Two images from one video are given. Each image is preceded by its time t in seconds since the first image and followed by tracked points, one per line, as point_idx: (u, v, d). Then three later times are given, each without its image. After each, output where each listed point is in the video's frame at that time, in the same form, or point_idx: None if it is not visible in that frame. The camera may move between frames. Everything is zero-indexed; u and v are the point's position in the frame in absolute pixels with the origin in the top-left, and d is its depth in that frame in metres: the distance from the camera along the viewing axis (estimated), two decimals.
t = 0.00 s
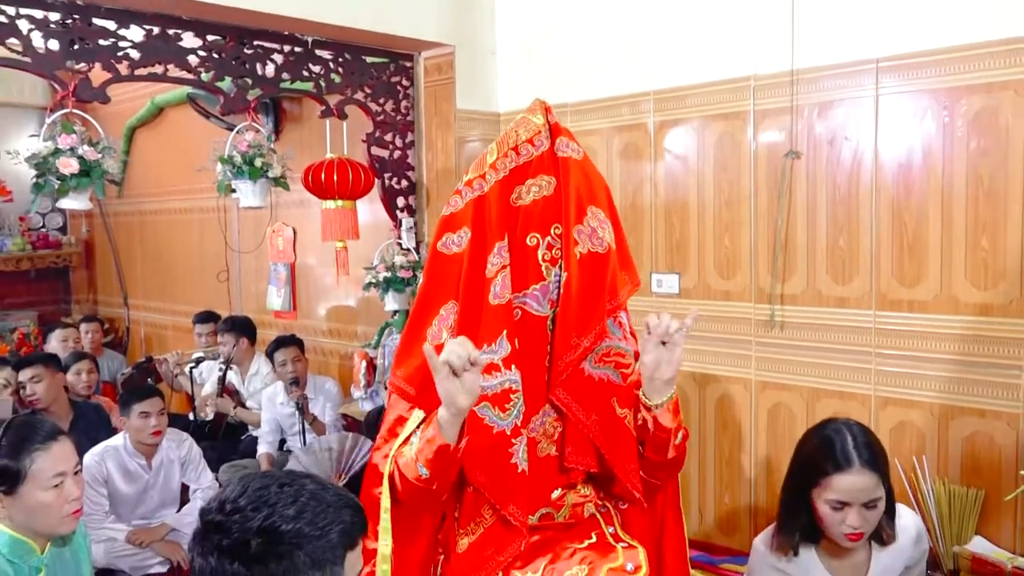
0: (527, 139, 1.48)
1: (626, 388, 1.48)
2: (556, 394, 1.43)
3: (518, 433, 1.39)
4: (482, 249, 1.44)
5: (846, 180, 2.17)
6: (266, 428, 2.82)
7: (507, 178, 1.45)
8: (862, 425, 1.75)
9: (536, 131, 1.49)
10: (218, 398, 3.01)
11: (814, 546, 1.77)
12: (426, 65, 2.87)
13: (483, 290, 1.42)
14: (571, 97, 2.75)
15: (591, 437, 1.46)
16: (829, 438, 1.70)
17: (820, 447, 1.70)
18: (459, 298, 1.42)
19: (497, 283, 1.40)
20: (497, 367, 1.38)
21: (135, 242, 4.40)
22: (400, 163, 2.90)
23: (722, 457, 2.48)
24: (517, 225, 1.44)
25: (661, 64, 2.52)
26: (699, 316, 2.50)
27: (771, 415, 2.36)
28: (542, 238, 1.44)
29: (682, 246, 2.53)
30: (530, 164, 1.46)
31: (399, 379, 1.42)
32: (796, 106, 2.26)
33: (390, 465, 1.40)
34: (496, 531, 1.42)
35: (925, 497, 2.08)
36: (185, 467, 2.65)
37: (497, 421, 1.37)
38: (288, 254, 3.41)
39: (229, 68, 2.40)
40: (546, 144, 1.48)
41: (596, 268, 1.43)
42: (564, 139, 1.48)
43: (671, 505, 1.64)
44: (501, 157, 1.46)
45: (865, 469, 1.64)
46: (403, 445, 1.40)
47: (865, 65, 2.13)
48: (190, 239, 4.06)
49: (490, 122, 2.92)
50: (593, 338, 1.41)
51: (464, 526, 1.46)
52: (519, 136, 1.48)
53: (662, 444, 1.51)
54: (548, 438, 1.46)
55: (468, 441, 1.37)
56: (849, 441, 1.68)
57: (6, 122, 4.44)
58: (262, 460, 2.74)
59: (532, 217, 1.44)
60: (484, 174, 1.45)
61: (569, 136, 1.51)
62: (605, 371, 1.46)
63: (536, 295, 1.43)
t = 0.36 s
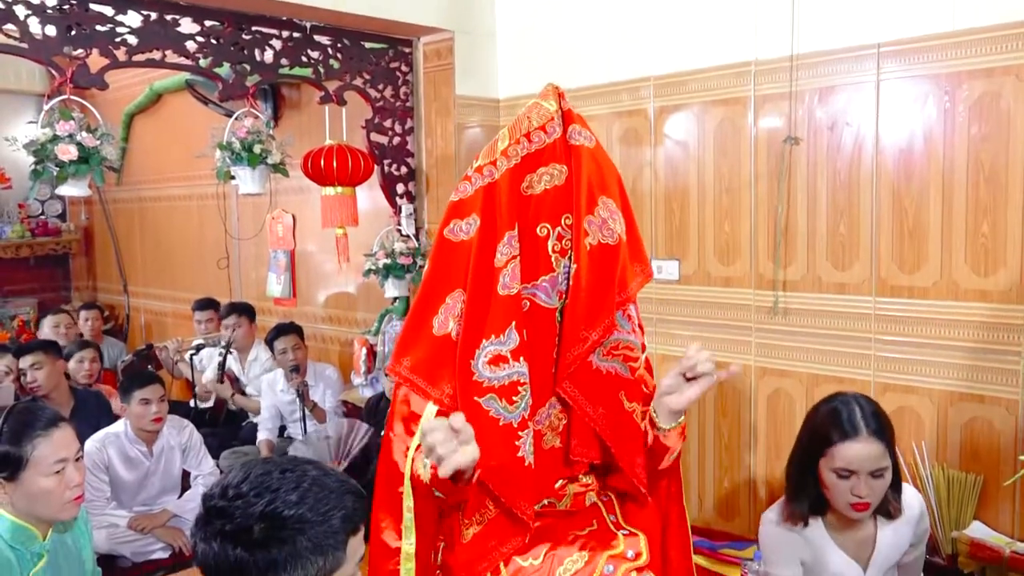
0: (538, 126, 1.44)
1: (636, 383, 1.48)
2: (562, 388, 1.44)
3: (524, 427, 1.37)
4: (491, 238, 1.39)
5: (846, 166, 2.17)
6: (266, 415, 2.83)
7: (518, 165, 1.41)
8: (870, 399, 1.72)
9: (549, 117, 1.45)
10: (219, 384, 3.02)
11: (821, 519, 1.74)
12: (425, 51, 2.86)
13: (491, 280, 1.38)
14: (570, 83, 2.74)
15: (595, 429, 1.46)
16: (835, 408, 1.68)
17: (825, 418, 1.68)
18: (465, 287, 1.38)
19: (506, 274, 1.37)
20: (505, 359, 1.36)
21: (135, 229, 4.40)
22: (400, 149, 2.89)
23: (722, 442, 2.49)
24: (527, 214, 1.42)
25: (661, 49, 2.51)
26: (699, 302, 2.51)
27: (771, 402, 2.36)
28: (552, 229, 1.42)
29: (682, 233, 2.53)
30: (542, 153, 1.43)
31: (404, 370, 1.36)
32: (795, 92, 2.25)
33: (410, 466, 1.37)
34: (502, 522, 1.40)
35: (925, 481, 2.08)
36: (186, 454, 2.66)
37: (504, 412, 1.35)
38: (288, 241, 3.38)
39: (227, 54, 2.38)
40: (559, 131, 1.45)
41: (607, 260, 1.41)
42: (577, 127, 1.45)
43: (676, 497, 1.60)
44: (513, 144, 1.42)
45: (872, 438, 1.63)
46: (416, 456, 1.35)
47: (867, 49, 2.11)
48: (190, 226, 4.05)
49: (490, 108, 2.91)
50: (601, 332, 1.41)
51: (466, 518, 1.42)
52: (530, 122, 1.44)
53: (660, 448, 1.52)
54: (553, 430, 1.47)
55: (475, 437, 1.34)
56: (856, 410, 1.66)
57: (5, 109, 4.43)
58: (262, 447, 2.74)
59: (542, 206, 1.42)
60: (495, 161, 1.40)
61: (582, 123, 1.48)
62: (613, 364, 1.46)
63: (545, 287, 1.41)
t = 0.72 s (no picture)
0: (540, 113, 1.43)
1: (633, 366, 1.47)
2: (561, 372, 1.44)
3: (526, 409, 1.37)
4: (493, 223, 1.38)
5: (847, 153, 2.16)
6: (267, 403, 2.86)
7: (519, 151, 1.40)
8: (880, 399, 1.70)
9: (551, 105, 1.44)
10: (221, 371, 3.04)
11: (830, 518, 1.74)
12: (425, 38, 2.85)
13: (493, 265, 1.38)
14: (570, 71, 2.73)
15: (591, 411, 1.47)
16: (847, 407, 1.66)
17: (837, 417, 1.66)
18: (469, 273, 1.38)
19: (507, 258, 1.36)
20: (506, 341, 1.36)
21: (135, 217, 4.39)
22: (400, 138, 2.89)
23: (722, 431, 2.49)
24: (529, 200, 1.41)
25: (661, 37, 2.49)
26: (699, 290, 2.50)
27: (772, 391, 2.36)
28: (553, 215, 1.41)
29: (682, 221, 2.52)
30: (544, 139, 1.42)
31: (410, 355, 1.36)
32: (796, 79, 2.24)
33: (428, 454, 1.36)
34: (501, 511, 1.37)
35: (925, 470, 2.09)
36: (188, 443, 2.67)
37: (506, 395, 1.35)
38: (287, 230, 3.35)
39: (226, 42, 2.37)
40: (560, 118, 1.44)
41: (606, 245, 1.41)
42: (578, 114, 1.44)
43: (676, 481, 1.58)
44: (515, 130, 1.41)
45: (884, 437, 1.61)
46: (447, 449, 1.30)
47: (869, 36, 2.10)
48: (190, 214, 4.05)
49: (490, 97, 2.90)
50: (599, 317, 1.42)
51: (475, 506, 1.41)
52: (532, 109, 1.43)
53: (644, 437, 1.45)
54: (554, 414, 1.47)
55: (477, 419, 1.34)
56: (870, 409, 1.64)
57: (5, 97, 4.42)
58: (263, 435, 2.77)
59: (544, 192, 1.41)
60: (497, 147, 1.39)
61: (583, 111, 1.47)
62: (611, 349, 1.45)
63: (546, 272, 1.41)
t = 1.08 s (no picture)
0: (526, 108, 1.44)
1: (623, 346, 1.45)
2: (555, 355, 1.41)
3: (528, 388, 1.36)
4: (485, 213, 1.39)
5: (850, 148, 2.16)
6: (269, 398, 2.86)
7: (506, 144, 1.41)
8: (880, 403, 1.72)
9: (536, 100, 1.45)
10: (223, 364, 3.04)
11: (835, 526, 1.73)
12: (426, 33, 2.84)
13: (486, 252, 1.38)
14: (572, 66, 2.73)
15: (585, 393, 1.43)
16: (849, 415, 1.67)
17: (839, 425, 1.66)
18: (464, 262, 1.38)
19: (502, 243, 1.37)
20: (509, 322, 1.36)
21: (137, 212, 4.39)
22: (401, 133, 2.89)
23: (723, 425, 2.49)
24: (518, 189, 1.42)
25: (663, 32, 2.49)
26: (700, 285, 2.50)
27: (773, 386, 2.36)
28: (541, 202, 1.42)
29: (684, 216, 2.52)
30: (531, 132, 1.43)
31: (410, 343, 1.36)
32: (798, 74, 2.24)
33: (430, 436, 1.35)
34: (511, 493, 1.37)
35: (926, 466, 2.09)
36: (190, 438, 2.68)
37: (512, 372, 1.36)
38: (289, 225, 3.44)
39: (227, 37, 2.37)
40: (546, 112, 1.44)
41: (593, 231, 1.39)
42: (562, 108, 1.44)
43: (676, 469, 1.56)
44: (501, 124, 1.42)
45: (886, 444, 1.61)
46: (468, 400, 1.31)
47: (871, 31, 2.10)
48: (192, 209, 4.05)
49: (491, 92, 2.90)
50: (587, 298, 1.40)
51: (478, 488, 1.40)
52: (518, 104, 1.44)
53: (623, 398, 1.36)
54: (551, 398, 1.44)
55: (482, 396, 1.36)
56: (870, 416, 1.64)
57: (6, 93, 4.42)
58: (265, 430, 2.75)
59: (533, 182, 1.42)
60: (485, 141, 1.41)
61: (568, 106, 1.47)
62: (601, 331, 1.39)
63: (537, 257, 1.41)
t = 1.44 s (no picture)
0: (520, 101, 1.42)
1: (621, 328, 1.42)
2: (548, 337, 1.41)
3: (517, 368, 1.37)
4: (480, 203, 1.39)
5: (856, 140, 2.15)
6: (274, 389, 2.91)
7: (500, 136, 1.40)
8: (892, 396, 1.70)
9: (529, 95, 1.43)
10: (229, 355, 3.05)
11: (837, 514, 1.75)
12: (431, 25, 2.83)
13: (480, 239, 1.39)
14: (577, 58, 2.72)
15: (578, 373, 1.41)
16: (860, 404, 1.65)
17: (849, 414, 1.64)
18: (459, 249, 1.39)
19: (495, 231, 1.37)
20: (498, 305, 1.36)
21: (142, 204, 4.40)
22: (406, 125, 2.89)
23: (728, 417, 2.49)
24: (511, 179, 1.40)
25: (669, 23, 2.48)
26: (705, 278, 2.50)
27: (779, 378, 2.36)
28: (535, 191, 1.40)
29: (689, 208, 2.51)
30: (524, 125, 1.41)
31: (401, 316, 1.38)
32: (805, 66, 2.23)
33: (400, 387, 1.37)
34: (495, 471, 1.38)
35: (931, 457, 2.09)
36: (196, 429, 2.69)
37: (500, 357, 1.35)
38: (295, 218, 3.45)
39: (232, 29, 2.36)
40: (538, 106, 1.43)
41: (585, 219, 1.40)
42: (554, 101, 1.43)
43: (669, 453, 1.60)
44: (495, 117, 1.40)
45: (896, 436, 1.59)
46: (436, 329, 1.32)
47: (878, 22, 2.08)
48: (197, 201, 4.06)
49: (496, 84, 2.90)
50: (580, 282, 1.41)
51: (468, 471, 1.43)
52: (513, 98, 1.42)
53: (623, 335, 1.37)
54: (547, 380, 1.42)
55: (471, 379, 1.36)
56: (881, 407, 1.62)
57: (11, 85, 4.42)
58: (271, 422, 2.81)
59: (526, 172, 1.41)
60: (479, 134, 1.40)
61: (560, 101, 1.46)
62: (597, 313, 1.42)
63: (531, 243, 1.40)
